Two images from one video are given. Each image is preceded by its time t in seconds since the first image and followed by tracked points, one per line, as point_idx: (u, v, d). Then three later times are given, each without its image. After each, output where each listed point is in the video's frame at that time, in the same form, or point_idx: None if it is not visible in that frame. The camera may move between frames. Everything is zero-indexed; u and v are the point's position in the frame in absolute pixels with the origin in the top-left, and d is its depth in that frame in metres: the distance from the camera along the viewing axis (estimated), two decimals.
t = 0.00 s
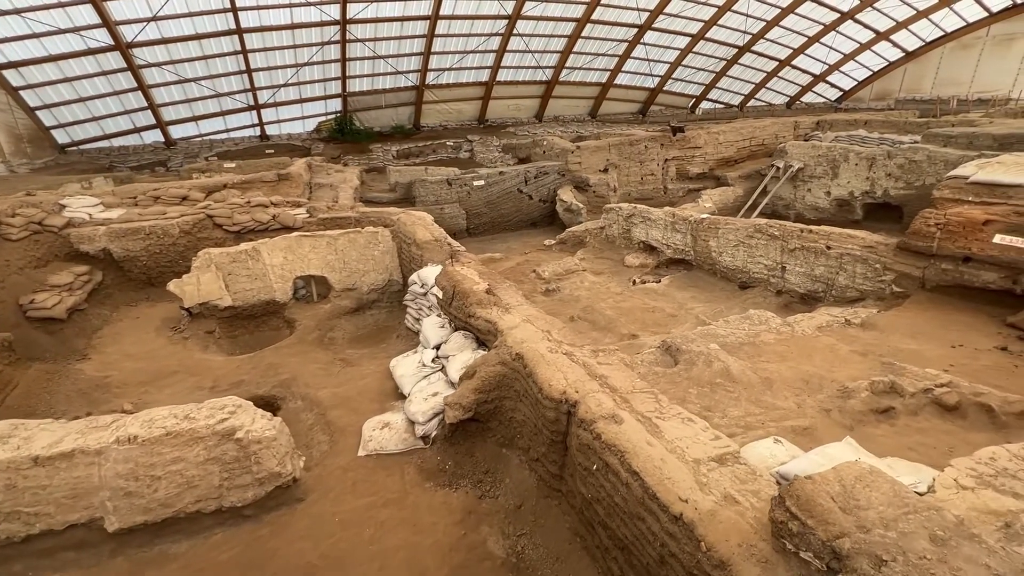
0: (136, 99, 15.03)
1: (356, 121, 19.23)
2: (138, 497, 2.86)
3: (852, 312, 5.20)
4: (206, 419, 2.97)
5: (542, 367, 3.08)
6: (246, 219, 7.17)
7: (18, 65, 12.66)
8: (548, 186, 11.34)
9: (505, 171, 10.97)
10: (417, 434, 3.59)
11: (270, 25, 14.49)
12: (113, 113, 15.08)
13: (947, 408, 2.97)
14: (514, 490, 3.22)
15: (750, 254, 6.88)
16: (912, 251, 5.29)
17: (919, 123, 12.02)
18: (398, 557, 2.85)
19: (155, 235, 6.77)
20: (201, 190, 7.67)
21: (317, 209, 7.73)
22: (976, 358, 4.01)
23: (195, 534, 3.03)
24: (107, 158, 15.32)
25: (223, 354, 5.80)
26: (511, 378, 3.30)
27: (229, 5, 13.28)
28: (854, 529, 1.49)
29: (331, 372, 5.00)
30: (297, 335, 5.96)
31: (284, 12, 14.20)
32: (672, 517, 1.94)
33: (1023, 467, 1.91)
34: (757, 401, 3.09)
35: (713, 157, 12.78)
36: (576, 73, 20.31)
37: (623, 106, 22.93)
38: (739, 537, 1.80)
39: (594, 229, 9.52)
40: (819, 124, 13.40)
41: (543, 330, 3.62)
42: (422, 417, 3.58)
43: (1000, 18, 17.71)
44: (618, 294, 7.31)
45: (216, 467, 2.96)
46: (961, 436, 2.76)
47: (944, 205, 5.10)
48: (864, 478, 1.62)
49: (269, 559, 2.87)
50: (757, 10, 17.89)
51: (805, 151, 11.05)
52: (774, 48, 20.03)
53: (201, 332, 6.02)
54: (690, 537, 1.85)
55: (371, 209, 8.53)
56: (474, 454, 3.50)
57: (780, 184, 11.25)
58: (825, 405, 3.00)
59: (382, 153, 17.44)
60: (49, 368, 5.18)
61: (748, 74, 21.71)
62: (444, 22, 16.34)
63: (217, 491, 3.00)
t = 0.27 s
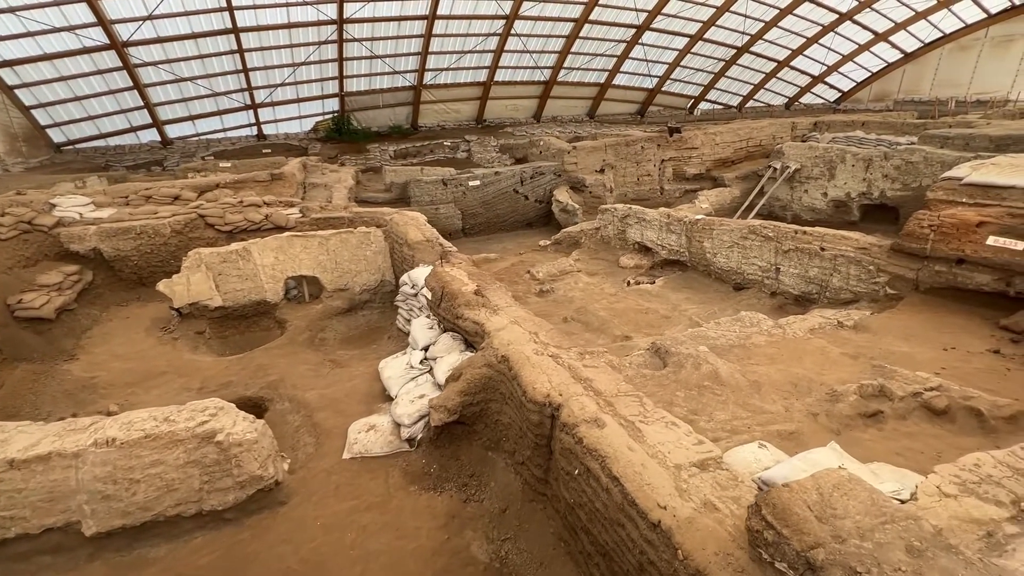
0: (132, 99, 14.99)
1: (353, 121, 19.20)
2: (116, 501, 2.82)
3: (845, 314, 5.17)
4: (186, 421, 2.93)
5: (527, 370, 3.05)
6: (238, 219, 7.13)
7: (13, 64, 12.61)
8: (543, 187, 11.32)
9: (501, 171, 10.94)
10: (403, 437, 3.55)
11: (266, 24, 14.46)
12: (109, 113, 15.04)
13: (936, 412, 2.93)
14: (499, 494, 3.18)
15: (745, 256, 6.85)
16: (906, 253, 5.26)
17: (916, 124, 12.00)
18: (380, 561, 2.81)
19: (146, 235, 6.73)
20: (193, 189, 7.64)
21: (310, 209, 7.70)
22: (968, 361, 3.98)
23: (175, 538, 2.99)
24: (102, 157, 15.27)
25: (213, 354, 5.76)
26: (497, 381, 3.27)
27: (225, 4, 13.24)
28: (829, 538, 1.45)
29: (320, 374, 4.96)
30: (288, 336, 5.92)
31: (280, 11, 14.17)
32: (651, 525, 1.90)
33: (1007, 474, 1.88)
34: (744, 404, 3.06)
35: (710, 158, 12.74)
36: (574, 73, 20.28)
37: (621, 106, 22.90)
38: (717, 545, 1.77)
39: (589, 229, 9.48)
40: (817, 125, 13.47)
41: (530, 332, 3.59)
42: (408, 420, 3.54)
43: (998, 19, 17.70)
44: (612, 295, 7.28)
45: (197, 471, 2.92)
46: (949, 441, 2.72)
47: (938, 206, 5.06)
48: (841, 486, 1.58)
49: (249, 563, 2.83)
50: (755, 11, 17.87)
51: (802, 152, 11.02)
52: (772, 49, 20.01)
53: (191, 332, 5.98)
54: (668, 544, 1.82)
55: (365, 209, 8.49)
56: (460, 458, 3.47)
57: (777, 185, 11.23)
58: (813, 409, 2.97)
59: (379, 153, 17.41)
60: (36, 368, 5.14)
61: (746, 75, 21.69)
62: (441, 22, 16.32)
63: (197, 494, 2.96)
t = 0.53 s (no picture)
0: (129, 99, 14.98)
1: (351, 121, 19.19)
2: (92, 504, 2.80)
3: (835, 317, 5.15)
4: (163, 424, 2.91)
5: (507, 373, 3.02)
6: (230, 220, 7.11)
7: (9, 63, 12.60)
8: (539, 188, 11.32)
9: (496, 172, 10.92)
10: (385, 440, 3.53)
11: (263, 24, 14.44)
12: (106, 112, 15.03)
13: (920, 417, 2.90)
14: (480, 498, 3.16)
15: (737, 258, 6.83)
16: (897, 256, 5.23)
17: (913, 125, 11.98)
18: (357, 566, 2.78)
19: (137, 235, 6.71)
20: (186, 190, 7.62)
21: (303, 210, 7.68)
22: (956, 365, 3.95)
23: (152, 542, 2.97)
24: (99, 157, 15.25)
25: (201, 355, 5.74)
26: (479, 384, 3.25)
27: (222, 4, 13.23)
28: (792, 551, 1.42)
29: (307, 375, 4.93)
30: (277, 337, 5.90)
31: (277, 11, 14.16)
32: (621, 533, 1.88)
33: (982, 482, 1.85)
34: (727, 409, 3.03)
35: (706, 159, 12.72)
36: (572, 74, 20.26)
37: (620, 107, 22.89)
38: (686, 554, 1.74)
39: (584, 230, 9.46)
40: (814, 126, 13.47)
41: (513, 334, 3.56)
42: (390, 423, 3.51)
43: (997, 21, 17.68)
44: (605, 296, 7.26)
45: (173, 474, 2.90)
46: (932, 447, 2.70)
47: (929, 208, 5.03)
48: (808, 496, 1.56)
49: (225, 568, 2.81)
50: (753, 12, 17.86)
51: (799, 153, 11.00)
52: (771, 51, 19.98)
53: (180, 333, 5.96)
54: (636, 554, 1.80)
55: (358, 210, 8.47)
56: (442, 461, 3.44)
57: (773, 186, 11.21)
58: (796, 413, 2.94)
59: (377, 153, 17.41)
60: (22, 369, 5.12)
61: (745, 76, 21.66)
62: (439, 22, 16.32)
63: (174, 498, 2.93)
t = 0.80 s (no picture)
0: (126, 99, 14.97)
1: (349, 122, 19.18)
2: (66, 509, 2.78)
3: (823, 321, 5.14)
4: (139, 428, 2.89)
5: (486, 377, 3.01)
6: (221, 221, 7.10)
7: (5, 63, 12.59)
8: (533, 190, 11.32)
9: (490, 173, 10.91)
10: (366, 444, 3.51)
11: (260, 25, 14.43)
12: (102, 112, 15.02)
13: (898, 424, 2.89)
14: (459, 503, 3.14)
15: (729, 261, 6.82)
16: (886, 259, 5.22)
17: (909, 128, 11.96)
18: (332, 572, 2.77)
19: (128, 236, 6.70)
20: (177, 190, 7.61)
21: (295, 211, 7.67)
22: (941, 370, 3.94)
23: (128, 546, 2.96)
24: (96, 156, 15.25)
25: (190, 357, 5.73)
26: (458, 389, 3.24)
27: (218, 4, 13.22)
28: (746, 563, 1.41)
29: (293, 378, 4.93)
30: (266, 338, 5.89)
31: (274, 12, 14.16)
32: (586, 541, 1.87)
33: (949, 492, 1.84)
34: (705, 414, 3.02)
35: (702, 161, 12.71)
36: (570, 75, 20.26)
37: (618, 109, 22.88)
38: (647, 564, 1.74)
39: (578, 232, 9.45)
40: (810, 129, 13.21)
41: (495, 338, 3.55)
42: (370, 427, 3.50)
43: (996, 23, 17.66)
44: (596, 299, 7.25)
45: (149, 478, 2.88)
46: (909, 453, 2.69)
47: (918, 212, 5.01)
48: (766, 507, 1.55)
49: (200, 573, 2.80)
50: (752, 14, 17.84)
51: (794, 155, 11.04)
52: (769, 52, 19.96)
53: (169, 334, 5.95)
54: (600, 563, 1.79)
55: (351, 211, 8.47)
56: (422, 466, 3.43)
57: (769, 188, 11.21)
58: (775, 419, 2.93)
59: (374, 154, 17.41)
60: (9, 370, 5.11)
61: (743, 78, 21.64)
62: (436, 23, 16.31)
63: (150, 502, 2.92)
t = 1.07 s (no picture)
0: (123, 98, 14.95)
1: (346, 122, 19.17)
2: (43, 511, 2.75)
3: (813, 323, 5.12)
4: (118, 430, 2.87)
5: (467, 380, 3.00)
6: (214, 221, 7.09)
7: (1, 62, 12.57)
8: (529, 191, 11.32)
9: (486, 174, 10.90)
10: (349, 447, 3.50)
11: (257, 25, 14.41)
12: (99, 111, 15.01)
13: (881, 428, 2.87)
14: (440, 507, 3.13)
15: (721, 262, 6.81)
16: (877, 262, 5.20)
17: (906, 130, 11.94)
18: None
19: (119, 236, 6.68)
20: (170, 190, 7.59)
21: (288, 212, 7.66)
22: (929, 374, 3.92)
23: (106, 549, 2.94)
24: (92, 156, 15.24)
25: (180, 358, 5.72)
26: (441, 392, 3.22)
27: (215, 4, 13.20)
28: (707, 571, 1.40)
29: (281, 379, 4.91)
30: (256, 339, 5.88)
31: (271, 12, 14.15)
32: (555, 548, 1.86)
33: (923, 499, 1.82)
34: (688, 418, 3.01)
35: (699, 162, 12.70)
36: (568, 76, 20.25)
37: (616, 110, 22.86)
38: (615, 571, 1.72)
39: (572, 233, 9.44)
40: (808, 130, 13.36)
41: (479, 341, 3.53)
42: (354, 430, 3.48)
43: (994, 25, 17.64)
44: (589, 300, 7.24)
45: (127, 481, 2.86)
46: (891, 458, 2.67)
47: (908, 215, 4.99)
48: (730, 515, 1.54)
49: None
50: (750, 15, 17.83)
51: (790, 157, 11.05)
52: (768, 53, 19.94)
53: (159, 334, 5.94)
54: (569, 569, 1.78)
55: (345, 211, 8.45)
56: (404, 469, 3.41)
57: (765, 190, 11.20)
58: (757, 423, 2.92)
59: (371, 154, 17.41)
60: None
61: (742, 79, 21.63)
62: (434, 24, 16.31)
63: (129, 505, 2.90)
